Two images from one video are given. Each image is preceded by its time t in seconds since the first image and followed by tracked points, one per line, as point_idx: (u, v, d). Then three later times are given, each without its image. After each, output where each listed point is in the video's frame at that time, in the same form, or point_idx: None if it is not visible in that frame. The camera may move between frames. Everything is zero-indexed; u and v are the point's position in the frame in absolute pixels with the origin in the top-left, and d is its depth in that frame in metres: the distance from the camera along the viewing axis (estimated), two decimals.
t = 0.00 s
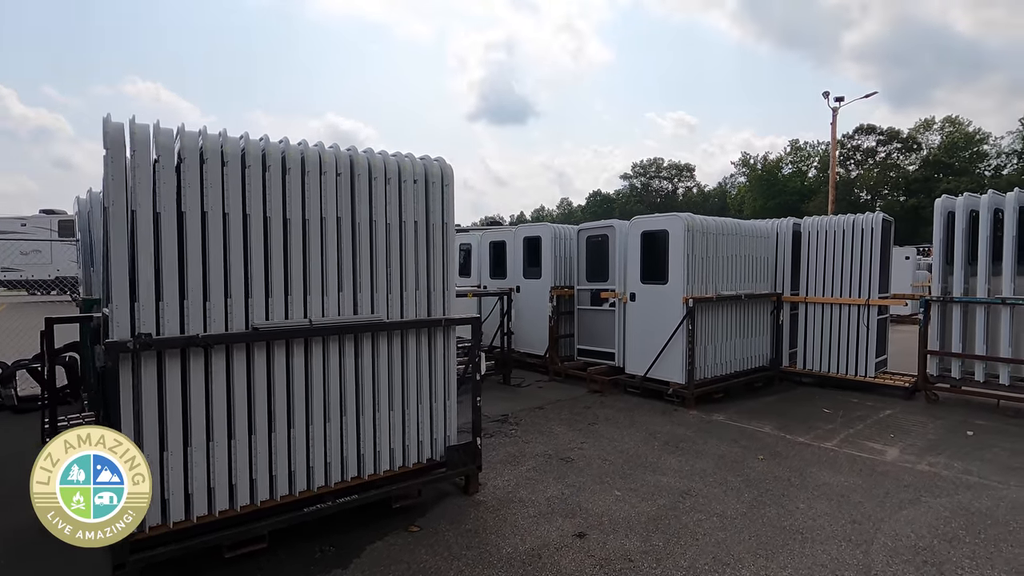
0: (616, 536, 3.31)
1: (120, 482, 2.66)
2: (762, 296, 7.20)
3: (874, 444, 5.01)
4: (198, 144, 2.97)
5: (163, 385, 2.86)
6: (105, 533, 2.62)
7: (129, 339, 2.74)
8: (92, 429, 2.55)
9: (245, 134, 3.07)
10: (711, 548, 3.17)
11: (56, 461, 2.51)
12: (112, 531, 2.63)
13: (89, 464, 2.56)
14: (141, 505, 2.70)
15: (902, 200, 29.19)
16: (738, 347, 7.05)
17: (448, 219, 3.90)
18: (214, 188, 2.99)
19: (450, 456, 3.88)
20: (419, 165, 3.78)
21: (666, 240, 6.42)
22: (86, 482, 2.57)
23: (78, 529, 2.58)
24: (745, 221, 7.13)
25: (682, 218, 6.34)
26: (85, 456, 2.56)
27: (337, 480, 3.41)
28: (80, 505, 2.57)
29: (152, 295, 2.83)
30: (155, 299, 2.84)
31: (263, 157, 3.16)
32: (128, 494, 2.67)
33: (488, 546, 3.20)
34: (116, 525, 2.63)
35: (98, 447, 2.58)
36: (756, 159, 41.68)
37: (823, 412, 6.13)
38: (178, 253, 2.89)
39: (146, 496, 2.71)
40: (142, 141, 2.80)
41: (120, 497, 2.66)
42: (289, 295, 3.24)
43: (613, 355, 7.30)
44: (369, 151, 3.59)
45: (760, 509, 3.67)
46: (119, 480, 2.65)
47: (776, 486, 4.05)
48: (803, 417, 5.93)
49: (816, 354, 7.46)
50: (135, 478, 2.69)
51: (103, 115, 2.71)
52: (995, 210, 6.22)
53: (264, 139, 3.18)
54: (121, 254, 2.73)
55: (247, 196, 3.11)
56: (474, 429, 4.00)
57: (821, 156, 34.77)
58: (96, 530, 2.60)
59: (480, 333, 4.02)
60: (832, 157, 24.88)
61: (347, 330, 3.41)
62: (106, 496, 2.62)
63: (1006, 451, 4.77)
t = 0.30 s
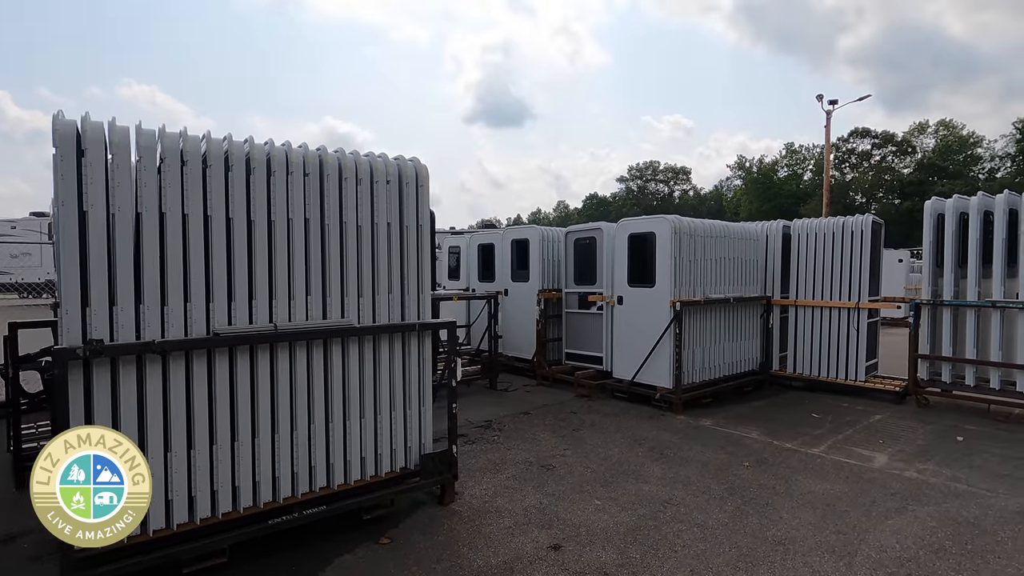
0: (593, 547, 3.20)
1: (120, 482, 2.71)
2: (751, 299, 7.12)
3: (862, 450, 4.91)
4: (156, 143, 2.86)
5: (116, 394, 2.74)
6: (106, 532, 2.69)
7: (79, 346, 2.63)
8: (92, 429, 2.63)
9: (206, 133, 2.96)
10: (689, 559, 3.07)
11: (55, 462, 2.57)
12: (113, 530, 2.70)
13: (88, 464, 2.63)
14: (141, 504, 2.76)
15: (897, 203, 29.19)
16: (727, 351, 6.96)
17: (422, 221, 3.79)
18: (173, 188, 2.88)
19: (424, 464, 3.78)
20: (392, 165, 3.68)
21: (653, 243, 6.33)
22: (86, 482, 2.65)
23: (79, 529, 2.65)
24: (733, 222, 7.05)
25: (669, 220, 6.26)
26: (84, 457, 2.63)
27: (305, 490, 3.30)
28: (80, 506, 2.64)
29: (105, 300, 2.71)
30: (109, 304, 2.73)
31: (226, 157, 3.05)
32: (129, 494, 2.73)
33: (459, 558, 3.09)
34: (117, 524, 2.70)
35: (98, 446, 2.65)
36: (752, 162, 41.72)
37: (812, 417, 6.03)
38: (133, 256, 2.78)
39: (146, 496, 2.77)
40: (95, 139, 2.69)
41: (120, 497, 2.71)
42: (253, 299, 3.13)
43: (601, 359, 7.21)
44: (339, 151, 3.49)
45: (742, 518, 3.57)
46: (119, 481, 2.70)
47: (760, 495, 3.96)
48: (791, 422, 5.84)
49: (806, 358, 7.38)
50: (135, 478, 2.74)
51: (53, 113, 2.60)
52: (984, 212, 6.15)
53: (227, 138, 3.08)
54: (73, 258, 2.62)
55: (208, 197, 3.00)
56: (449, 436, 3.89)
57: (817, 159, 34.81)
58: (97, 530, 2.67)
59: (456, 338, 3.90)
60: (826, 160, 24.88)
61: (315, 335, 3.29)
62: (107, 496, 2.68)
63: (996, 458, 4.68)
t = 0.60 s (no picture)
0: (564, 562, 3.11)
1: (120, 482, 2.76)
2: (740, 304, 7.04)
3: (848, 459, 4.82)
4: (110, 145, 2.77)
5: (64, 405, 2.65)
6: (106, 532, 2.73)
7: (25, 355, 2.53)
8: (92, 429, 2.69)
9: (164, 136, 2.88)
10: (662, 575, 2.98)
11: (55, 462, 2.62)
12: (112, 530, 2.74)
13: (88, 464, 2.68)
14: (141, 505, 2.80)
15: (894, 207, 29.10)
16: (715, 357, 6.88)
17: (393, 225, 3.71)
18: (127, 192, 2.79)
19: (395, 474, 3.68)
20: (361, 167, 3.59)
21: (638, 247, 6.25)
22: (86, 482, 2.69)
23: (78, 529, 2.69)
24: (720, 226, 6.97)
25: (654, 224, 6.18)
26: (84, 456, 2.68)
27: (268, 503, 3.21)
28: (80, 505, 2.68)
29: (54, 307, 2.62)
30: (58, 312, 2.64)
31: (185, 160, 2.97)
32: (128, 494, 2.77)
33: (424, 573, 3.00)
34: (117, 524, 2.75)
35: (98, 447, 2.71)
36: (750, 166, 41.65)
37: (800, 424, 5.94)
38: (84, 262, 2.69)
39: (146, 496, 2.81)
40: (43, 141, 2.60)
41: (120, 497, 2.76)
42: (213, 306, 3.04)
43: (588, 365, 7.12)
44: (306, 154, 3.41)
45: (720, 531, 3.48)
46: (119, 480, 2.75)
47: (740, 506, 3.86)
48: (778, 430, 5.75)
49: (796, 363, 7.29)
50: (135, 478, 2.79)
51: None
52: (973, 216, 6.08)
53: (186, 140, 2.99)
54: (18, 265, 2.53)
55: (166, 201, 2.92)
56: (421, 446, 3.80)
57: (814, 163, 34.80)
58: (97, 530, 2.71)
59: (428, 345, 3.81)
60: (824, 164, 24.83)
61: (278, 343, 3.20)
62: (108, 496, 2.73)
63: (983, 467, 4.59)
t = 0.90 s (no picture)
0: None
1: (120, 482, 2.75)
2: (731, 311, 6.94)
3: (839, 470, 4.71)
4: (65, 147, 2.66)
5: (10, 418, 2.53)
6: (106, 532, 2.73)
7: None
8: (92, 428, 2.69)
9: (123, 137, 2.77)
10: None
11: (55, 462, 2.62)
12: (112, 530, 2.74)
13: (88, 464, 2.69)
14: (141, 505, 2.80)
15: (892, 213, 29.03)
16: (706, 365, 6.77)
17: (366, 231, 3.60)
18: (83, 196, 2.68)
19: (367, 488, 3.55)
20: (333, 172, 3.49)
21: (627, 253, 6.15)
22: (86, 482, 2.69)
23: (79, 529, 2.68)
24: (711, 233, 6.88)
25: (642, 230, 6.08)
26: (84, 457, 2.68)
27: (232, 518, 3.08)
28: (80, 505, 2.67)
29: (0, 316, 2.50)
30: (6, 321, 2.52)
31: (146, 163, 2.85)
32: (129, 494, 2.77)
33: None
34: (117, 524, 2.75)
35: (98, 447, 2.71)
36: (749, 172, 41.61)
37: (792, 434, 5.82)
38: (35, 269, 2.57)
39: (146, 496, 2.81)
40: None
41: (120, 496, 2.75)
42: (174, 314, 2.92)
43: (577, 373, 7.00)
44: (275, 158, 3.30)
45: (703, 546, 3.36)
46: (119, 481, 2.75)
47: (725, 520, 3.74)
48: (769, 440, 5.62)
49: (789, 371, 7.19)
50: (135, 478, 2.78)
51: None
52: (966, 222, 5.99)
53: (148, 142, 2.88)
54: None
55: (125, 204, 2.80)
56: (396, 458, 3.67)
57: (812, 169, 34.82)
58: (97, 530, 2.71)
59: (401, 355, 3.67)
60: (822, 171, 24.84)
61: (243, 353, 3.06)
62: (108, 496, 2.72)
63: (977, 479, 4.47)
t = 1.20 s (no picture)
0: None
1: (120, 482, 2.68)
2: (723, 316, 6.81)
3: (832, 480, 4.56)
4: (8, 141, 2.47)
5: None
6: (106, 533, 2.66)
7: None
8: (91, 428, 2.62)
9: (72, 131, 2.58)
10: None
11: (54, 462, 2.55)
12: (112, 531, 2.68)
13: (88, 464, 2.62)
14: (141, 505, 2.73)
15: (889, 218, 28.98)
16: (698, 371, 6.63)
17: (336, 232, 3.42)
18: (28, 193, 2.48)
19: (337, 501, 3.37)
20: (301, 170, 3.31)
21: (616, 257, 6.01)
22: (86, 483, 2.62)
23: (78, 529, 2.61)
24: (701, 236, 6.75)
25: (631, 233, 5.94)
26: (84, 457, 2.61)
27: (189, 535, 2.90)
28: (80, 505, 2.60)
29: None
30: None
31: (97, 159, 2.66)
32: (128, 494, 2.70)
33: None
34: (117, 524, 2.68)
35: (98, 447, 2.64)
36: (747, 177, 41.65)
37: (784, 442, 5.68)
38: None
39: (146, 496, 2.74)
40: None
41: (120, 496, 2.68)
42: (127, 319, 2.72)
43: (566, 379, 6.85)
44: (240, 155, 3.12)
45: (689, 563, 3.21)
46: (119, 480, 2.68)
47: (713, 534, 3.58)
48: (761, 448, 5.47)
49: (782, 378, 7.06)
50: (134, 478, 2.71)
51: None
52: (961, 225, 5.87)
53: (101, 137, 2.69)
54: None
55: (75, 203, 2.60)
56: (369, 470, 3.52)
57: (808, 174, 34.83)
58: (97, 530, 2.64)
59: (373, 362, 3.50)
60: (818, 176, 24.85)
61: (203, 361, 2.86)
62: (107, 496, 2.65)
63: (973, 489, 4.34)
